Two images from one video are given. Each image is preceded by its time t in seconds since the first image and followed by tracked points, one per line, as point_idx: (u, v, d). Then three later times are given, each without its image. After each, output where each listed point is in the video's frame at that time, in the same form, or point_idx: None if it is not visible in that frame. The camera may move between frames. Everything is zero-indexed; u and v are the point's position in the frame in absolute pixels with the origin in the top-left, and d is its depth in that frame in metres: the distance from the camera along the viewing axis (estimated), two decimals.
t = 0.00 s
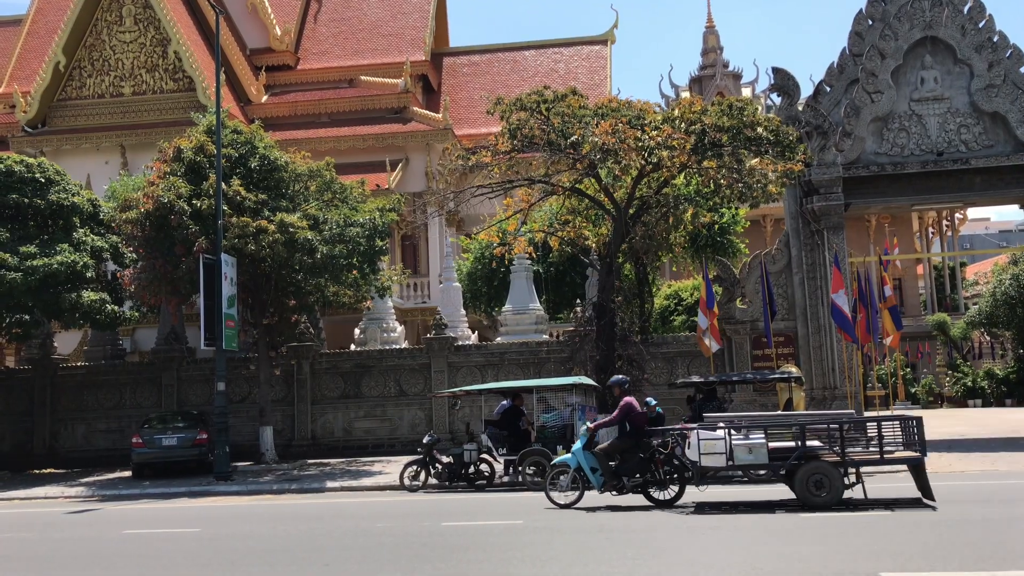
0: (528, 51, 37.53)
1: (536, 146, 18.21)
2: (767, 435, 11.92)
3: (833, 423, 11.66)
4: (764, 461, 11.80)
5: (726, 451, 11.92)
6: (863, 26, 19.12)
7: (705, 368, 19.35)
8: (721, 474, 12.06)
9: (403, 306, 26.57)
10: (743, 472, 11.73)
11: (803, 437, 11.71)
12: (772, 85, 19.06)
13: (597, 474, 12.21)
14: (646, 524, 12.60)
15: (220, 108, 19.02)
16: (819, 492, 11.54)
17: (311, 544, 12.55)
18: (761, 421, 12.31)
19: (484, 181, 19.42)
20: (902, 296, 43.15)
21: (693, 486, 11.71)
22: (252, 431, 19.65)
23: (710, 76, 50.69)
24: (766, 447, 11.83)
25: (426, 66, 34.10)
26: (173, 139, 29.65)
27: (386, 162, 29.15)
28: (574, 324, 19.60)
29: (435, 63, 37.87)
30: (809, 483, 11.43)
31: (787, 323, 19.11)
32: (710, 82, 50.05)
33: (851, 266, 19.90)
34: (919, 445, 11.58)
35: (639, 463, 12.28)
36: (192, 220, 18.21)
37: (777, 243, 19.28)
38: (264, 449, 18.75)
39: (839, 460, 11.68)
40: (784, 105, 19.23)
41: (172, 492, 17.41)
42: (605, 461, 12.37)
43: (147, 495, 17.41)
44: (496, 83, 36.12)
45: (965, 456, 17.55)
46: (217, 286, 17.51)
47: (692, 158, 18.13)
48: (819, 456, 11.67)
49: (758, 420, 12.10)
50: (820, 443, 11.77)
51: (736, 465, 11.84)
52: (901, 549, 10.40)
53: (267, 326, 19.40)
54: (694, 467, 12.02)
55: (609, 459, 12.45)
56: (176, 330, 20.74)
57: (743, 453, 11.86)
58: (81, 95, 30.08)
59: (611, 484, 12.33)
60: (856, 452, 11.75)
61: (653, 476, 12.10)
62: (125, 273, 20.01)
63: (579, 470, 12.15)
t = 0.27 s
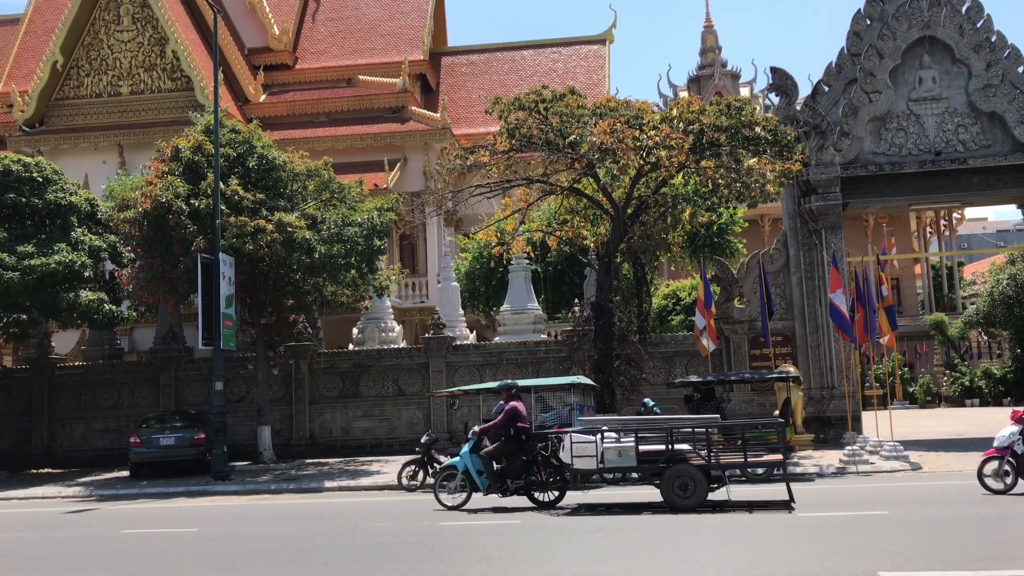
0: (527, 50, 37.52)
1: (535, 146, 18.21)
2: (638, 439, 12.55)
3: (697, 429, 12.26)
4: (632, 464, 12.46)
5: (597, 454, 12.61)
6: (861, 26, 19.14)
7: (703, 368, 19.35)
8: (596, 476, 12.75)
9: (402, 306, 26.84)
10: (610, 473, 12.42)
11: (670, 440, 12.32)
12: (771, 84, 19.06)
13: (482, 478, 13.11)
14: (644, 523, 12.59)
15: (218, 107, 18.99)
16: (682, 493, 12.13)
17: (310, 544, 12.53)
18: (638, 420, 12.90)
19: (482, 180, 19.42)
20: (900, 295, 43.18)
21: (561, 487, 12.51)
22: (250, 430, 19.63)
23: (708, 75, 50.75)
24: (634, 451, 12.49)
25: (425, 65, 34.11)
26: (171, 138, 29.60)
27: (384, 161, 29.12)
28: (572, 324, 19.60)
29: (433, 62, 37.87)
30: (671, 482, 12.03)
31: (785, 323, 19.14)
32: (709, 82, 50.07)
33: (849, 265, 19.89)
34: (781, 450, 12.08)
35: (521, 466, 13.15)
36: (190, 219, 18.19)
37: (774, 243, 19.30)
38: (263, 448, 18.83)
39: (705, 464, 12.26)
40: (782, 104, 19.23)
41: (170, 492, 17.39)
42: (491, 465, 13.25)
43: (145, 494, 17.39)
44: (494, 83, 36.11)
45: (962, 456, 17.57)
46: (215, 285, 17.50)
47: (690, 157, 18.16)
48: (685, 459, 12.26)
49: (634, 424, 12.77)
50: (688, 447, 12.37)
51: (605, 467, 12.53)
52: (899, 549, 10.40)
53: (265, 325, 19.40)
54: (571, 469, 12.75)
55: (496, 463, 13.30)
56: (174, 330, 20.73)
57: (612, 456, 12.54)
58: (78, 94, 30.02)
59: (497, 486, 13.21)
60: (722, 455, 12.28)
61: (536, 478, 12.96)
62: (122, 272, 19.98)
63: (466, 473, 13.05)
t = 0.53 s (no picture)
0: (522, 50, 37.56)
1: (531, 146, 18.23)
2: (512, 441, 12.31)
3: (571, 433, 12.07)
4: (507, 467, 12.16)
5: (474, 458, 12.32)
6: (856, 27, 19.23)
7: (699, 368, 19.35)
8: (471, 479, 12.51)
9: (398, 305, 26.74)
10: (486, 478, 12.19)
11: (546, 444, 12.07)
12: (766, 85, 19.11)
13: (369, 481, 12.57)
14: (641, 523, 12.56)
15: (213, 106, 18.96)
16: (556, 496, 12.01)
17: (305, 544, 12.49)
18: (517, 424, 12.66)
19: (478, 179, 19.43)
20: (894, 295, 43.30)
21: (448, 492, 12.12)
22: (246, 430, 19.58)
23: (703, 76, 50.93)
24: (509, 454, 12.22)
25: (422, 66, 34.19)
26: (166, 138, 29.59)
27: (379, 162, 29.14)
28: (567, 323, 19.60)
29: (429, 63, 37.90)
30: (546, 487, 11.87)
31: (780, 323, 19.17)
32: (704, 83, 50.21)
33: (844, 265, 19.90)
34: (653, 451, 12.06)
35: (408, 468, 12.58)
36: (185, 219, 18.14)
37: (770, 243, 19.34)
38: (257, 449, 18.83)
39: (578, 466, 12.14)
40: (776, 105, 19.32)
41: (164, 492, 17.35)
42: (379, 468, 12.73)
43: (139, 495, 17.34)
44: (490, 82, 36.15)
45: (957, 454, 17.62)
46: (211, 286, 17.48)
47: (686, 157, 18.27)
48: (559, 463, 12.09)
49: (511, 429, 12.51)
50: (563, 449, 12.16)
51: (483, 470, 12.26)
52: (896, 548, 10.38)
53: (260, 325, 19.39)
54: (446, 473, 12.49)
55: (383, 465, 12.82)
56: (169, 330, 20.70)
57: (490, 459, 12.25)
58: (74, 94, 30.00)
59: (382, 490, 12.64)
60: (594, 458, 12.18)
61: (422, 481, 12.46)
62: (117, 271, 19.94)
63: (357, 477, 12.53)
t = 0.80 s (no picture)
0: (521, 50, 37.43)
1: (529, 145, 18.18)
2: (400, 445, 12.99)
3: (452, 439, 12.68)
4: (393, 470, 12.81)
5: (363, 461, 12.97)
6: (855, 25, 19.16)
7: (697, 368, 19.37)
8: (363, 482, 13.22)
9: (396, 305, 26.95)
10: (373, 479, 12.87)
11: (430, 448, 12.71)
12: (765, 84, 19.06)
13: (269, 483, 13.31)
14: (640, 524, 12.58)
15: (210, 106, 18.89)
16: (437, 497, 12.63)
17: (304, 540, 12.51)
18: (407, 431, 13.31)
19: (476, 179, 19.37)
20: (892, 295, 43.27)
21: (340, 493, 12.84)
22: (244, 429, 19.60)
23: (702, 75, 50.76)
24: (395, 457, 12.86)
25: (419, 65, 34.03)
26: (163, 138, 29.48)
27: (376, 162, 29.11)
28: (565, 324, 19.61)
29: (427, 61, 37.76)
30: (427, 489, 12.50)
31: (778, 322, 19.19)
32: (703, 83, 50.05)
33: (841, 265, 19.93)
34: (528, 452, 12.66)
35: (306, 472, 13.31)
36: (182, 218, 18.11)
37: (767, 243, 19.32)
38: (256, 447, 18.86)
39: (461, 470, 12.77)
40: (775, 104, 19.32)
41: (163, 492, 17.37)
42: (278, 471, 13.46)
43: (137, 494, 17.37)
44: (488, 82, 36.01)
45: (953, 455, 17.67)
46: (208, 285, 17.47)
47: (684, 157, 18.29)
48: (443, 465, 12.72)
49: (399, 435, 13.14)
50: (448, 454, 12.80)
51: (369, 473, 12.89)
52: (890, 549, 10.41)
53: (257, 324, 19.53)
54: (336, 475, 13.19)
55: (282, 468, 13.54)
56: (168, 330, 20.72)
57: (377, 463, 12.89)
58: (70, 93, 29.88)
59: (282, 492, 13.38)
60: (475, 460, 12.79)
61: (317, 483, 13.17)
62: (115, 271, 19.92)
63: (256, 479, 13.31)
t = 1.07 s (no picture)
0: (516, 50, 37.53)
1: (523, 145, 18.19)
2: (290, 450, 12.99)
3: (340, 442, 12.67)
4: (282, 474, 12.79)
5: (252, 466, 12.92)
6: (848, 27, 19.22)
7: (691, 368, 19.37)
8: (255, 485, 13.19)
9: (390, 306, 26.86)
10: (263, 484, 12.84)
11: (318, 452, 12.72)
12: (759, 85, 19.13)
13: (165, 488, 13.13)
14: (634, 523, 12.53)
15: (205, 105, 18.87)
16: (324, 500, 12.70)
17: (296, 539, 12.42)
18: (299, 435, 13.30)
19: (471, 179, 19.36)
20: (886, 295, 43.41)
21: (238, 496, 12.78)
22: (237, 431, 19.51)
23: (696, 76, 50.97)
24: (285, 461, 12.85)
25: (414, 65, 34.20)
26: (157, 138, 29.48)
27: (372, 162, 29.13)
28: (560, 324, 19.59)
29: (422, 61, 37.85)
30: (313, 493, 12.55)
31: (772, 323, 19.23)
32: (698, 83, 50.23)
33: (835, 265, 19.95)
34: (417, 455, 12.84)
35: (204, 476, 13.16)
36: (177, 219, 18.11)
37: (761, 243, 19.41)
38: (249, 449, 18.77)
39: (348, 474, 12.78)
40: (770, 105, 19.30)
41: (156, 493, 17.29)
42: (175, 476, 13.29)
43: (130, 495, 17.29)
44: (484, 82, 36.11)
45: (947, 455, 17.71)
46: (202, 285, 17.45)
47: (678, 157, 18.28)
48: (330, 469, 12.74)
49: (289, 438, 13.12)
50: (337, 458, 12.79)
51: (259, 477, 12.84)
52: (885, 549, 10.38)
53: (251, 325, 19.51)
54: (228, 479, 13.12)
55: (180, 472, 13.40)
56: (161, 330, 20.64)
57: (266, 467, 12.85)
58: (64, 93, 29.86)
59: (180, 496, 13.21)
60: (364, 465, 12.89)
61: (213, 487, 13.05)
62: (108, 271, 19.85)
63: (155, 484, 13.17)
